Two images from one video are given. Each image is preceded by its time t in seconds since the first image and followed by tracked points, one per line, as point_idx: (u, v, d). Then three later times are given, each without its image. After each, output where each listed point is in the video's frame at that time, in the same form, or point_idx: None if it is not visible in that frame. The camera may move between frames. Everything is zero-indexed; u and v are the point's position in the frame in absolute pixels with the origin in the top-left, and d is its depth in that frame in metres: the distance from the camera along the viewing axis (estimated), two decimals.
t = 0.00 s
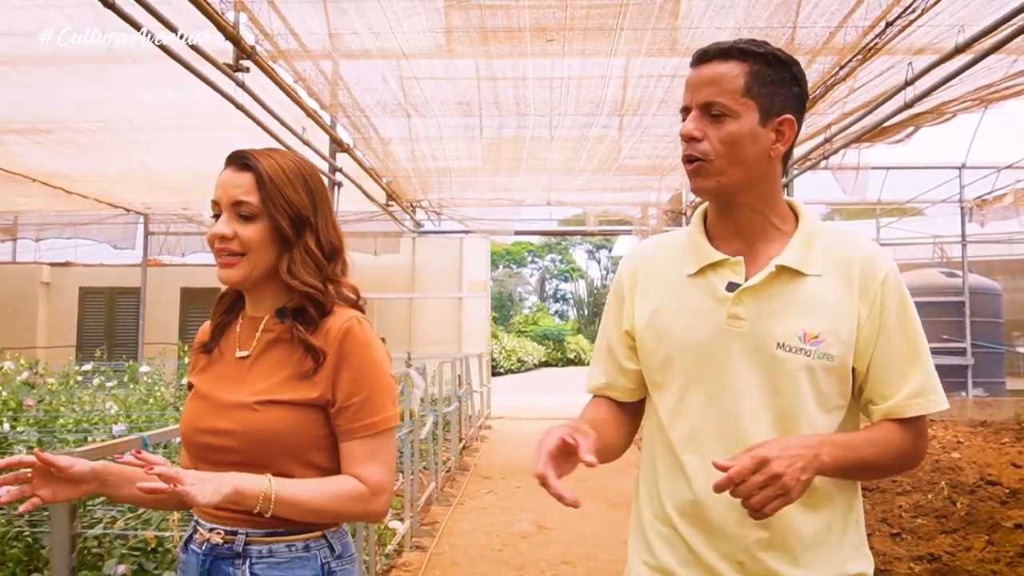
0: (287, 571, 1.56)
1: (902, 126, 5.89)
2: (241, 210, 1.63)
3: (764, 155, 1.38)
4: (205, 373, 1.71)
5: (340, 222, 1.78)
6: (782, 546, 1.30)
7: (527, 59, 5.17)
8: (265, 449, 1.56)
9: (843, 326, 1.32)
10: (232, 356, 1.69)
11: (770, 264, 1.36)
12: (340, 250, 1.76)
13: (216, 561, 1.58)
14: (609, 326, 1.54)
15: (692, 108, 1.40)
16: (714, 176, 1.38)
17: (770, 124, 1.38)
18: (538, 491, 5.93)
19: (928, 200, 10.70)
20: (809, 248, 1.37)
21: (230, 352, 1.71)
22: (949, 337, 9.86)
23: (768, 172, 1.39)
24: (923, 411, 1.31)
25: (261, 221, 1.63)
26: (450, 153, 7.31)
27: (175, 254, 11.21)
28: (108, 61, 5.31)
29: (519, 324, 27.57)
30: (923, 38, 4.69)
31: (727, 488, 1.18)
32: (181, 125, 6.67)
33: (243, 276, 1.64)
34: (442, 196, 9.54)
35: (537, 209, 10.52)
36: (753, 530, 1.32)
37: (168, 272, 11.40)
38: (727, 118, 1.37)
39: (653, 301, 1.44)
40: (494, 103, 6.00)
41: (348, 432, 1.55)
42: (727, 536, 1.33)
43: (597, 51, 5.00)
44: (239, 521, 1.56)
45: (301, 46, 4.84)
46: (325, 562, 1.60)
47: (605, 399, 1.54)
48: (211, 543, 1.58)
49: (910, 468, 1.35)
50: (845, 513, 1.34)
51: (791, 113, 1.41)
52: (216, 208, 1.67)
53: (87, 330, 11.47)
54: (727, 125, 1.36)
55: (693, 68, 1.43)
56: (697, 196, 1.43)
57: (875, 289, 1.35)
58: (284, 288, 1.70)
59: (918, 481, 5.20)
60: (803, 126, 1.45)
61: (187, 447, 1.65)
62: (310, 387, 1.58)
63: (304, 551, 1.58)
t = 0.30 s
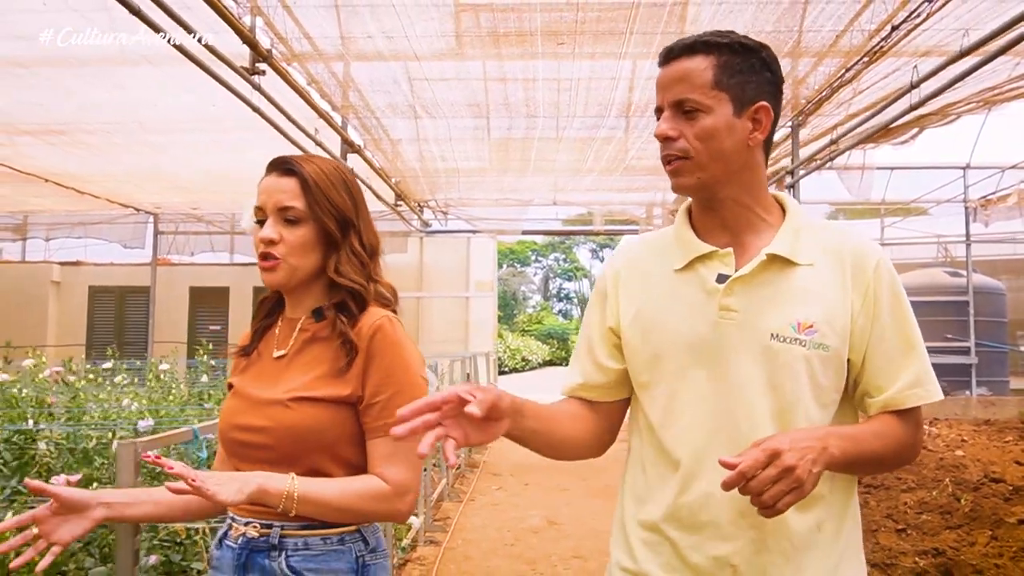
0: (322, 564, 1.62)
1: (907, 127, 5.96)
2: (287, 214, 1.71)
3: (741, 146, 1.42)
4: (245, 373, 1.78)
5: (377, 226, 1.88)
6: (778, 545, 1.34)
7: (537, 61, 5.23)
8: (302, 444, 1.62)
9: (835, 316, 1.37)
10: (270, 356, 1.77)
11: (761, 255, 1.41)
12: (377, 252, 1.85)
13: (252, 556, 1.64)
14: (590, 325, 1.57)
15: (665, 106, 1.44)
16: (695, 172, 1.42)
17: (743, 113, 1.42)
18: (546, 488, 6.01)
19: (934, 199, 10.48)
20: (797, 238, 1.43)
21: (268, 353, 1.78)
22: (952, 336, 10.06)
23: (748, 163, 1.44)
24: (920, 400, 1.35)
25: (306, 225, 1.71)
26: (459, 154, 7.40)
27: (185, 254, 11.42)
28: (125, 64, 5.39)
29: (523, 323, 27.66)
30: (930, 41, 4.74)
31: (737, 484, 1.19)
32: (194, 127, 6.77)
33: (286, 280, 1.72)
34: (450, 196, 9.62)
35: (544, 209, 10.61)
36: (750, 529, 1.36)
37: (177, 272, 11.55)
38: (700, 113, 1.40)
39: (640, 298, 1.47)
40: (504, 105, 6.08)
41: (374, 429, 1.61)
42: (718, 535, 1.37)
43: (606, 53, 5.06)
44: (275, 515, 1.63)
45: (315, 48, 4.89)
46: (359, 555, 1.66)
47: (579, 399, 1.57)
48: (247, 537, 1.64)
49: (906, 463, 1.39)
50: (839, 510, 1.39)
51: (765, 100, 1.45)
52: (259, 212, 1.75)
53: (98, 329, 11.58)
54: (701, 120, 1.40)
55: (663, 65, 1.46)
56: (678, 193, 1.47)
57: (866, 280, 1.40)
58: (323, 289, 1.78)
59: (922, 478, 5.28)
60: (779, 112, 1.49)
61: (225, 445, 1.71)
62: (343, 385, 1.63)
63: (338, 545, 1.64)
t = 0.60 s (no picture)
0: (359, 558, 1.64)
1: (912, 129, 6.00)
2: (310, 224, 1.76)
3: (713, 140, 1.31)
4: (279, 376, 1.83)
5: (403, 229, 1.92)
6: (747, 544, 1.24)
7: (544, 65, 5.30)
8: (341, 442, 1.67)
9: (807, 315, 1.26)
10: (305, 359, 1.81)
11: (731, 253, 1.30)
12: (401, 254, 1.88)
13: (290, 549, 1.66)
14: (571, 321, 1.49)
15: (637, 101, 1.34)
16: (663, 165, 1.31)
17: (716, 108, 1.31)
18: (554, 487, 6.06)
19: (936, 199, 10.70)
20: (771, 234, 1.32)
21: (303, 356, 1.82)
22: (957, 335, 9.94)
23: (722, 157, 1.32)
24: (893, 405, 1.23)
25: (330, 233, 1.77)
26: (466, 156, 7.47)
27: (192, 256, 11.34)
28: (138, 68, 5.47)
29: (529, 323, 27.77)
30: (934, 44, 4.78)
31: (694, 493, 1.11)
32: (204, 130, 6.84)
33: (318, 286, 1.79)
34: (456, 197, 9.67)
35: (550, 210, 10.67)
36: (716, 530, 1.25)
37: (184, 273, 11.76)
38: (671, 106, 1.30)
39: (614, 298, 1.38)
40: (511, 108, 6.15)
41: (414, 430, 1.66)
42: (684, 537, 1.27)
43: (613, 58, 5.13)
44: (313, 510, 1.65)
45: (325, 53, 4.96)
46: (393, 551, 1.68)
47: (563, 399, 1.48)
48: (285, 531, 1.67)
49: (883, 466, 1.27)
50: (812, 512, 1.28)
51: (742, 93, 1.33)
52: (286, 223, 1.81)
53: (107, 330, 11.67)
54: (672, 113, 1.30)
55: (638, 58, 1.37)
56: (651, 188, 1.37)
57: (842, 277, 1.28)
58: (354, 293, 1.83)
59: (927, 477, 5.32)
60: (759, 110, 1.37)
61: (264, 447, 1.76)
62: (382, 386, 1.69)
63: (374, 540, 1.66)
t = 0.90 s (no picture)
0: (367, 550, 1.70)
1: (915, 129, 6.03)
2: (300, 242, 1.80)
3: (678, 136, 1.36)
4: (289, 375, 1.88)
5: (399, 228, 1.95)
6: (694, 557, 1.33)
7: (549, 66, 5.33)
8: (358, 443, 1.73)
9: (756, 318, 1.29)
10: (312, 359, 1.86)
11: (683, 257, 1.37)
12: (399, 256, 1.90)
13: (300, 542, 1.71)
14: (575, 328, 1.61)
15: (612, 87, 1.41)
16: (627, 159, 1.38)
17: (686, 104, 1.36)
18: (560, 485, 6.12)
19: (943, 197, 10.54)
20: (730, 236, 1.36)
21: (310, 356, 1.87)
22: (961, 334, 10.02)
23: (689, 156, 1.38)
24: (848, 411, 1.23)
25: (317, 249, 1.80)
26: (472, 157, 7.53)
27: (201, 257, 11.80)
28: (147, 73, 5.54)
29: (535, 322, 27.81)
30: (936, 45, 4.82)
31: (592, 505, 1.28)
32: (214, 133, 6.91)
33: (315, 298, 1.84)
34: (462, 198, 9.74)
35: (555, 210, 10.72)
36: (664, 540, 1.35)
37: (192, 274, 11.84)
38: (640, 96, 1.37)
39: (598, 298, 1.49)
40: (517, 110, 6.21)
41: (432, 428, 1.75)
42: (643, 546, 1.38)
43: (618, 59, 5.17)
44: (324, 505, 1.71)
45: (331, 56, 5.00)
46: (398, 543, 1.74)
47: (583, 406, 1.59)
48: (295, 525, 1.72)
49: (845, 483, 1.26)
50: (776, 527, 1.33)
51: (717, 91, 1.38)
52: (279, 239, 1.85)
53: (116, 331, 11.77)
54: (640, 103, 1.37)
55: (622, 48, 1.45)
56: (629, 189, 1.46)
57: (798, 281, 1.30)
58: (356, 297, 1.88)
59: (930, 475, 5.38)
60: (737, 108, 1.42)
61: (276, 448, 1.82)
62: (395, 386, 1.76)
63: (381, 533, 1.71)
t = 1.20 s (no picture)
0: (345, 540, 1.78)
1: (919, 127, 6.06)
2: (273, 244, 1.87)
3: (668, 117, 1.30)
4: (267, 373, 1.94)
5: (374, 231, 2.02)
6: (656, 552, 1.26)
7: (554, 67, 5.37)
8: (336, 439, 1.81)
9: (728, 304, 1.21)
10: (290, 358, 1.92)
11: (665, 239, 1.30)
12: (373, 258, 1.98)
13: (279, 535, 1.78)
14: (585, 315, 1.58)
15: (597, 78, 1.35)
16: (620, 147, 1.32)
17: (670, 82, 1.29)
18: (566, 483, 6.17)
19: (950, 196, 10.18)
20: (713, 219, 1.28)
21: (288, 355, 1.93)
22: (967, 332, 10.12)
23: (682, 135, 1.31)
24: (804, 406, 1.13)
25: (289, 252, 1.87)
26: (478, 157, 7.58)
27: (210, 256, 12.17)
28: (157, 74, 5.59)
29: (542, 321, 27.88)
30: (938, 45, 4.85)
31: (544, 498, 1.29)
32: (221, 134, 6.97)
33: (289, 298, 1.91)
34: (468, 197, 9.79)
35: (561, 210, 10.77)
36: (631, 532, 1.30)
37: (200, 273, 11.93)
38: (624, 84, 1.31)
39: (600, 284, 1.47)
40: (524, 110, 6.25)
41: (404, 422, 1.84)
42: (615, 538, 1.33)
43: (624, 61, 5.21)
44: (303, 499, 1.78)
45: (339, 57, 5.04)
46: (375, 532, 1.83)
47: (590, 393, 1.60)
48: (275, 519, 1.79)
49: (821, 484, 1.17)
50: (750, 524, 1.24)
51: (702, 63, 1.30)
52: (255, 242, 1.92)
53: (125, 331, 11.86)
54: (625, 91, 1.30)
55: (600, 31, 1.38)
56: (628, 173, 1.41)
57: (771, 265, 1.21)
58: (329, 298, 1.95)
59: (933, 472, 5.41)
60: (731, 75, 1.33)
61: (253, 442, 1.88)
62: (371, 384, 1.84)
63: (357, 523, 1.80)
